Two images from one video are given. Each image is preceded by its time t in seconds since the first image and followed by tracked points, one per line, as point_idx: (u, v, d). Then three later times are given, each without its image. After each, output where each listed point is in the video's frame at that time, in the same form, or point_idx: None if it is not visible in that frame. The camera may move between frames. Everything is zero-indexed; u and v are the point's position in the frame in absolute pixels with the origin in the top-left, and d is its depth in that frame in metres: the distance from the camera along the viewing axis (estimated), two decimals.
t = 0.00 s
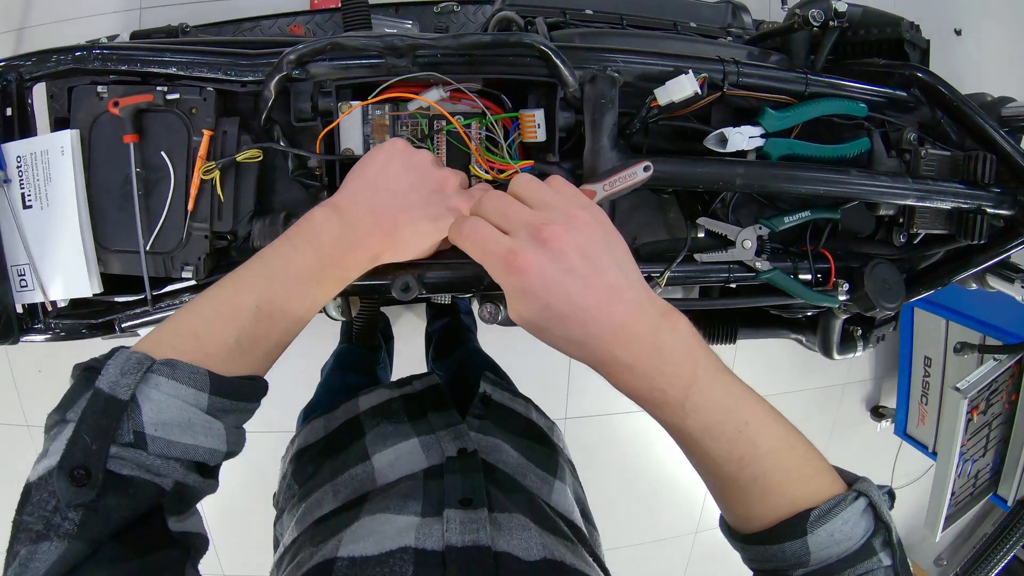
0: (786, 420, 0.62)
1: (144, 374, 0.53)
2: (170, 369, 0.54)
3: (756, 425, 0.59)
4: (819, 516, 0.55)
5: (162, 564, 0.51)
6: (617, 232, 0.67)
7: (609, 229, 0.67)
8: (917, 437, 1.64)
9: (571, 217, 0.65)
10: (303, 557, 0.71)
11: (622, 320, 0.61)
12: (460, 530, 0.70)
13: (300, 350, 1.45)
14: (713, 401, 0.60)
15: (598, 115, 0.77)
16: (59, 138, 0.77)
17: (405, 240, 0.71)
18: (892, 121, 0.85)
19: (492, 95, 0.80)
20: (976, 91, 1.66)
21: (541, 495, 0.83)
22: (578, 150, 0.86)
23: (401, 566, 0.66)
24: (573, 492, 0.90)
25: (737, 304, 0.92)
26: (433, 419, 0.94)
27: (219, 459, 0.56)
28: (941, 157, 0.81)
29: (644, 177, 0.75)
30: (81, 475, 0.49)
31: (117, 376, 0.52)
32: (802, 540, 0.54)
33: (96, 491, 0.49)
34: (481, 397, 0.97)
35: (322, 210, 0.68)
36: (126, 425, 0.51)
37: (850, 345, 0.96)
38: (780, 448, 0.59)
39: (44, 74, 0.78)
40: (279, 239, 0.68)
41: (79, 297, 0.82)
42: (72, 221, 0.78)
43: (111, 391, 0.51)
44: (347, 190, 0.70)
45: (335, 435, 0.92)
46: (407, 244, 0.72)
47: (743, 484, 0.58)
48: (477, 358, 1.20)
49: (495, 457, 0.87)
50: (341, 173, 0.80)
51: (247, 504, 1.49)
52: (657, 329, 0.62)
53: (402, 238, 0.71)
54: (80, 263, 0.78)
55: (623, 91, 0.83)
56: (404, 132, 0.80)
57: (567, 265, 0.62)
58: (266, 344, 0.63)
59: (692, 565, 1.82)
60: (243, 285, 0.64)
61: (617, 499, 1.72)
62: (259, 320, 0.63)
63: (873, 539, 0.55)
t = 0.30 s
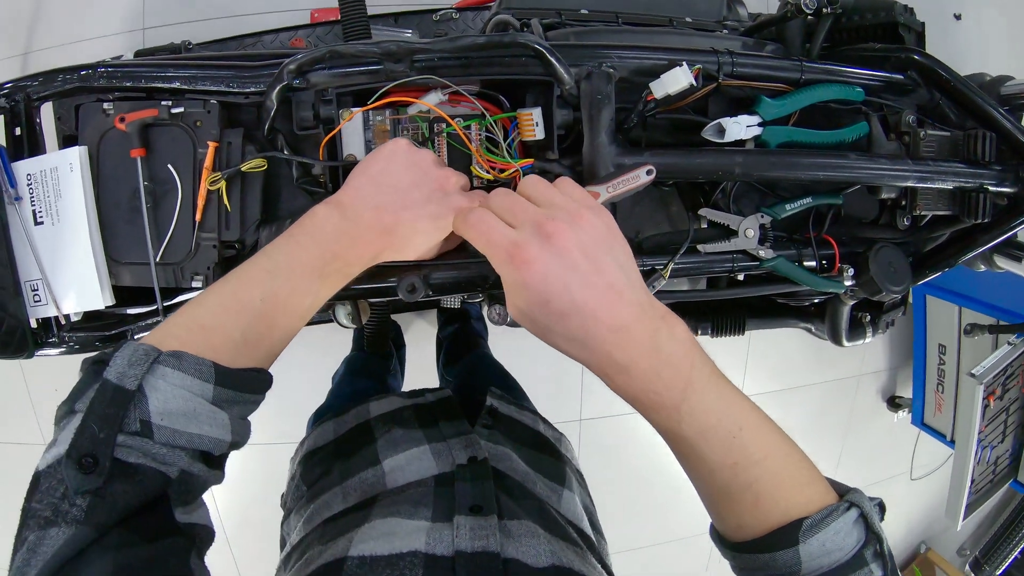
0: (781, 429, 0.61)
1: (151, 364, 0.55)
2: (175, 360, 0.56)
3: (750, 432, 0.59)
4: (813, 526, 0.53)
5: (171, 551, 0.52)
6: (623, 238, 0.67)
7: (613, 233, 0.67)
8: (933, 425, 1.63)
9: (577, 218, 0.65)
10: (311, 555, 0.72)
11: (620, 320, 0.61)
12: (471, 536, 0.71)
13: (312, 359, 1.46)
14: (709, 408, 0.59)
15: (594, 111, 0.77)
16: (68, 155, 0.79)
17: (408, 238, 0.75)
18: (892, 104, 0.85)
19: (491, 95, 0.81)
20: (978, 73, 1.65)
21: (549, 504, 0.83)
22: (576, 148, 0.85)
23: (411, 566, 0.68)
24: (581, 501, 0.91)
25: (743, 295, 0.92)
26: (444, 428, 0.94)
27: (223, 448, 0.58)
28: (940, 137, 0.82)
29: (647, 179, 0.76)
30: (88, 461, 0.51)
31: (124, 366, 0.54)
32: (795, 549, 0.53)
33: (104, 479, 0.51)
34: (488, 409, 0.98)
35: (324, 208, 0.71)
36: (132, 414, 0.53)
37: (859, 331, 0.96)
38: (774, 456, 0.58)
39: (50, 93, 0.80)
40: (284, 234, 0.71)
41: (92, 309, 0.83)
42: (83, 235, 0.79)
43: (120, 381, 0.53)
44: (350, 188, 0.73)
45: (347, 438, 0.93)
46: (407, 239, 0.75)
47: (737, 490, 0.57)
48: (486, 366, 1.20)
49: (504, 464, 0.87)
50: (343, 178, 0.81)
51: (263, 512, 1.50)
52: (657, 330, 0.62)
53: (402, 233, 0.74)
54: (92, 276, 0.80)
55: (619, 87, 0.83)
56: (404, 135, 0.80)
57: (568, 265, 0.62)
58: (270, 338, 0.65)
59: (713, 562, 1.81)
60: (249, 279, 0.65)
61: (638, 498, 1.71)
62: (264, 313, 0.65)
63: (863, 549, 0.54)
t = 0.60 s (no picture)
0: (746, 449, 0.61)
1: (179, 359, 0.56)
2: (204, 355, 0.57)
3: (715, 449, 0.59)
4: (778, 540, 0.53)
5: (201, 543, 0.53)
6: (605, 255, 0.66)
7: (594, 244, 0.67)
8: (948, 412, 1.63)
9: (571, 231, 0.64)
10: (327, 547, 0.72)
11: (598, 333, 0.59)
12: (484, 533, 0.71)
13: (323, 367, 1.47)
14: (672, 425, 0.59)
15: (598, 104, 0.80)
16: (87, 166, 0.81)
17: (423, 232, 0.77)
18: (886, 86, 0.89)
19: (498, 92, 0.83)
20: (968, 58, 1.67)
21: (561, 497, 0.83)
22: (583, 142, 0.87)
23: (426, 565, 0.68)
24: (593, 499, 0.91)
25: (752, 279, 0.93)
26: (457, 424, 0.95)
27: (250, 440, 0.59)
28: (934, 116, 0.85)
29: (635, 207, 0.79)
30: (120, 454, 0.52)
31: (154, 361, 0.55)
32: (763, 565, 0.53)
33: (134, 472, 0.52)
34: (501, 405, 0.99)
35: (343, 205, 0.73)
36: (162, 407, 0.54)
37: (867, 311, 0.97)
38: (739, 473, 0.58)
39: (66, 107, 0.83)
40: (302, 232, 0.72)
41: (114, 316, 0.86)
42: (104, 244, 0.82)
43: (149, 375, 0.54)
44: (365, 186, 0.74)
45: (362, 437, 0.93)
46: (421, 233, 0.77)
47: (705, 508, 0.56)
48: (497, 368, 1.19)
49: (516, 461, 0.87)
50: (355, 179, 0.83)
51: (281, 524, 1.50)
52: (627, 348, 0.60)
53: (417, 229, 0.77)
54: (114, 283, 0.82)
55: (620, 81, 0.86)
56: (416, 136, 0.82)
57: (566, 272, 0.60)
58: (294, 333, 0.67)
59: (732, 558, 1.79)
60: (273, 274, 0.67)
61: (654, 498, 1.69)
62: (288, 308, 0.66)
63: (827, 561, 0.54)
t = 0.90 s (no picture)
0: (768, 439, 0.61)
1: (206, 345, 0.57)
2: (229, 340, 0.59)
3: (731, 433, 0.59)
4: (794, 527, 0.54)
5: (222, 523, 0.54)
6: (603, 250, 0.68)
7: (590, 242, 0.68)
8: (960, 402, 1.66)
9: (551, 233, 0.67)
10: (341, 536, 0.73)
11: (594, 324, 0.62)
12: (501, 535, 0.71)
13: (334, 374, 1.48)
14: (688, 409, 0.60)
15: (601, 100, 0.82)
16: (110, 172, 0.83)
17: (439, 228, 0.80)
18: (877, 73, 0.97)
19: (508, 92, 0.87)
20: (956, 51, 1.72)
21: (578, 495, 0.84)
22: (588, 136, 0.90)
23: (443, 568, 0.68)
24: (610, 499, 0.91)
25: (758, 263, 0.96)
26: (474, 426, 0.95)
27: (270, 423, 0.60)
28: (928, 99, 0.93)
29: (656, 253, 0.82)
30: (146, 435, 0.53)
31: (180, 347, 0.56)
32: (777, 551, 0.53)
33: (161, 449, 0.53)
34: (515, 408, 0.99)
35: (361, 202, 0.76)
36: (190, 388, 0.55)
37: (871, 294, 1.01)
38: (754, 461, 0.58)
39: (87, 117, 0.87)
40: (322, 227, 0.75)
41: (136, 319, 0.88)
42: (127, 247, 0.84)
43: (176, 360, 0.55)
44: (382, 182, 0.77)
45: (378, 435, 0.94)
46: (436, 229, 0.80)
47: (716, 492, 0.57)
48: (509, 371, 1.20)
49: (533, 460, 0.87)
50: (372, 178, 0.86)
51: (296, 534, 1.50)
52: (631, 337, 0.62)
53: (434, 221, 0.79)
54: (136, 286, 0.84)
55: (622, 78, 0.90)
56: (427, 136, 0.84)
57: (541, 274, 0.64)
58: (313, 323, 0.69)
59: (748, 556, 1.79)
60: (295, 265, 0.69)
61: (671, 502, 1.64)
62: (307, 299, 0.68)
63: (848, 550, 0.53)
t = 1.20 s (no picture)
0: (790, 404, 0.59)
1: (214, 348, 0.57)
2: (237, 344, 0.59)
3: (747, 401, 0.58)
4: (822, 505, 0.54)
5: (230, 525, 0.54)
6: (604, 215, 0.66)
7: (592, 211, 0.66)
8: (969, 398, 1.65)
9: (549, 206, 0.65)
10: (353, 542, 0.73)
11: (604, 294, 0.61)
12: (513, 543, 0.72)
13: (341, 381, 1.48)
14: (700, 376, 0.59)
15: (605, 103, 0.83)
16: (119, 184, 0.84)
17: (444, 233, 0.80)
18: (878, 69, 0.98)
19: (513, 97, 0.88)
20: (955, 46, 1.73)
21: (592, 504, 0.82)
22: (593, 139, 0.90)
23: None
24: (632, 504, 0.91)
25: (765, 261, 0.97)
26: (485, 437, 0.93)
27: (277, 426, 0.60)
28: (929, 93, 0.95)
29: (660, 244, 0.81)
30: (154, 436, 0.53)
31: (189, 351, 0.57)
32: (801, 529, 0.54)
33: (169, 450, 0.53)
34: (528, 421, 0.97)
35: (368, 209, 0.77)
36: (197, 392, 0.56)
37: (878, 290, 1.02)
38: (774, 430, 0.57)
39: (95, 129, 0.87)
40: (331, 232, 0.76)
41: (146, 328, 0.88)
42: (136, 258, 0.85)
43: (185, 363, 0.56)
44: (388, 189, 0.78)
45: (389, 444, 0.93)
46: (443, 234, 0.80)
47: (737, 463, 0.56)
48: (517, 379, 1.20)
49: (548, 472, 0.86)
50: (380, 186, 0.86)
51: (307, 544, 1.50)
52: (640, 304, 0.60)
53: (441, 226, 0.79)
54: (146, 296, 0.85)
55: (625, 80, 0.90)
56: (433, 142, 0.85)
57: (545, 250, 0.63)
58: (323, 326, 0.69)
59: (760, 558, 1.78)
60: (303, 271, 0.70)
61: (680, 504, 1.63)
62: (317, 302, 0.69)
63: (878, 536, 0.54)
